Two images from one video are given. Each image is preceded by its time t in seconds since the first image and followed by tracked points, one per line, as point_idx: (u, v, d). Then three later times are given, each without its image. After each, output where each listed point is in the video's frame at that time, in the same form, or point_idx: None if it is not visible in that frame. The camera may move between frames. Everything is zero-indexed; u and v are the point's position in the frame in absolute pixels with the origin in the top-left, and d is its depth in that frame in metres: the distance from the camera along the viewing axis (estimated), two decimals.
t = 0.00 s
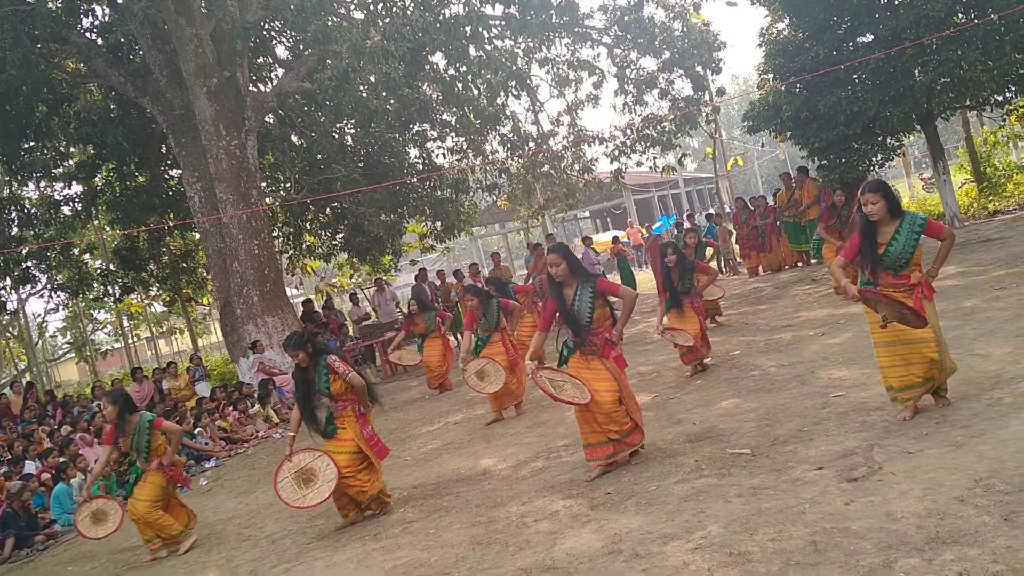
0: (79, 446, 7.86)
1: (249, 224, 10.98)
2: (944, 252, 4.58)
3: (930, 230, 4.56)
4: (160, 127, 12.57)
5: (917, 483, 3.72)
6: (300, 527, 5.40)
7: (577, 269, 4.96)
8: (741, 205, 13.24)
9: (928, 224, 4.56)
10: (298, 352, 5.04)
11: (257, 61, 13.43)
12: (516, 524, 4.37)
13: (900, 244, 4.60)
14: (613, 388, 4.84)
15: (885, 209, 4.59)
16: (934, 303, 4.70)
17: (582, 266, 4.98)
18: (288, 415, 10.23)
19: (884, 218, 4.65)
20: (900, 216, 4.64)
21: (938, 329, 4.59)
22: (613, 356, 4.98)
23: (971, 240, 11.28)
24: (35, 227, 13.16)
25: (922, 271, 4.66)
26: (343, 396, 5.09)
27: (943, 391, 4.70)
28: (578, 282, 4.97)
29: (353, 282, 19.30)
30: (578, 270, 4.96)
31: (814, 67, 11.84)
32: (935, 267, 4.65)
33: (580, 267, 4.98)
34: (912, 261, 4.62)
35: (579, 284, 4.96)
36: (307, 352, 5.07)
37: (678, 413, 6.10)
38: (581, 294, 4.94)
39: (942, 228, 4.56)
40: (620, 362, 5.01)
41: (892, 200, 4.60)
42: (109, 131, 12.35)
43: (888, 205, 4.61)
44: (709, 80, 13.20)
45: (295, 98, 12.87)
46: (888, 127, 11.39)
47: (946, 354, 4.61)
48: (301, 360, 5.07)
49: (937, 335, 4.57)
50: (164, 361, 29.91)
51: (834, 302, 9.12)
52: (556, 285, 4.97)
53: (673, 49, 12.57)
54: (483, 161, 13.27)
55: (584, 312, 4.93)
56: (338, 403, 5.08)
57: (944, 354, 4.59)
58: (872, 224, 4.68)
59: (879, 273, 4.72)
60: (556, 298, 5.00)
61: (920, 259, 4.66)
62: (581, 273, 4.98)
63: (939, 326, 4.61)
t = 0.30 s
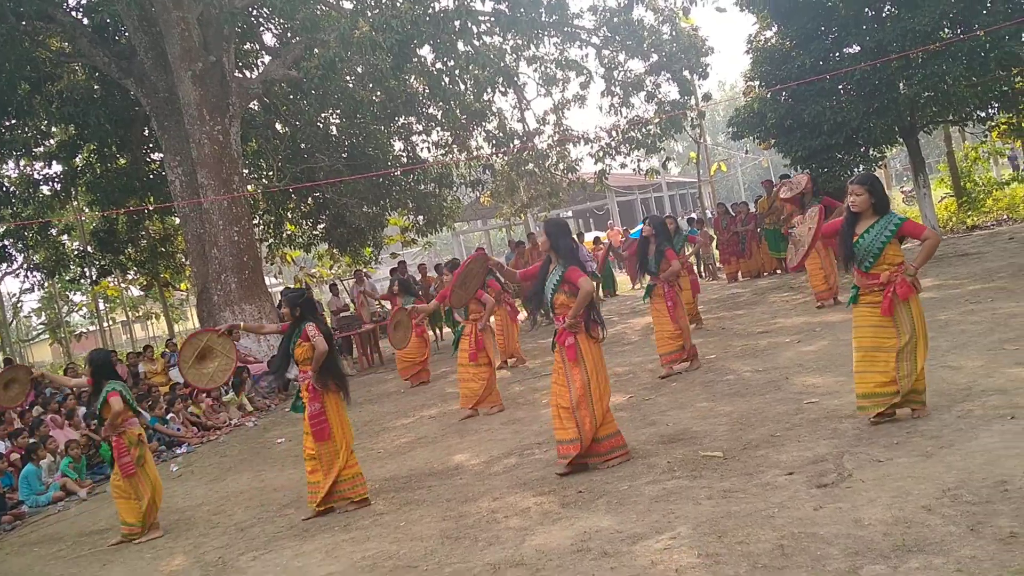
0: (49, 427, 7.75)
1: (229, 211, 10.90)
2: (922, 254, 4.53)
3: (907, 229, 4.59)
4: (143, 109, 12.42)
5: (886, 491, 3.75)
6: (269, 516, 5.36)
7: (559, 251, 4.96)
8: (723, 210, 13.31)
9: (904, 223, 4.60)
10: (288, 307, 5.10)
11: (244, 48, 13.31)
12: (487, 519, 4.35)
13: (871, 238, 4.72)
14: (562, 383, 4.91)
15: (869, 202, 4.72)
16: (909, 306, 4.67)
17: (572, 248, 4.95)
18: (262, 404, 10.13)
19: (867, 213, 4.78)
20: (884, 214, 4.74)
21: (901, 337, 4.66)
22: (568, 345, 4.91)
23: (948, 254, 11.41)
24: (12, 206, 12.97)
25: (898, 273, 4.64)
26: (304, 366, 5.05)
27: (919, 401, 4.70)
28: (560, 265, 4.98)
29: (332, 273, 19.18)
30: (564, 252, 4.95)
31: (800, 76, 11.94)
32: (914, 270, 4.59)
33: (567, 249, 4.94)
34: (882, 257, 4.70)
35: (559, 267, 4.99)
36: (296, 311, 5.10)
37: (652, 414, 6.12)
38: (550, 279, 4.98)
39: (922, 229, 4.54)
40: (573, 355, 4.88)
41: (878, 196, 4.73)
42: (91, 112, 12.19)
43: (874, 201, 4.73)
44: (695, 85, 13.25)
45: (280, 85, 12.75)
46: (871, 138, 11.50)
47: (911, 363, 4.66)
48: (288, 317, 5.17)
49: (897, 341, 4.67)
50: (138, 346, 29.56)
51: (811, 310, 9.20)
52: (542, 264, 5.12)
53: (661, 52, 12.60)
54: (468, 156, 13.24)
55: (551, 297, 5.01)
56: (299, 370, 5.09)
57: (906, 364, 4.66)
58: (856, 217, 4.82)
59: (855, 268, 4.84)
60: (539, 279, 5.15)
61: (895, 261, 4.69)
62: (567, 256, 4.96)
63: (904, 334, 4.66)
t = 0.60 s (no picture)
0: (24, 399, 7.65)
1: (218, 193, 10.83)
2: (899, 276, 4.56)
3: (886, 249, 4.63)
4: (136, 86, 12.32)
5: (857, 507, 3.78)
6: (240, 500, 5.32)
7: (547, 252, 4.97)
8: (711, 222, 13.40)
9: (883, 243, 4.65)
10: (281, 294, 5.02)
11: (242, 31, 13.23)
12: (458, 514, 4.35)
13: (851, 255, 4.83)
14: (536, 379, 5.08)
15: (855, 220, 4.77)
16: (885, 326, 4.72)
17: (560, 248, 4.96)
18: (240, 388, 10.07)
19: (856, 228, 4.84)
20: (872, 232, 4.77)
21: (875, 355, 4.75)
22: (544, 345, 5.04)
23: (932, 278, 11.53)
24: None
25: (876, 292, 4.71)
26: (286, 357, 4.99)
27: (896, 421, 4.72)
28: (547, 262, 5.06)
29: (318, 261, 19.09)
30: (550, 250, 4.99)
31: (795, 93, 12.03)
32: (889, 292, 4.63)
33: (556, 247, 4.97)
34: (860, 275, 4.79)
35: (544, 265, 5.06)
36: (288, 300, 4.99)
37: (629, 419, 6.14)
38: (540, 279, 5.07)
39: (898, 250, 4.55)
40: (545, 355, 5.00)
41: (867, 214, 4.75)
42: (84, 86, 12.18)
43: (862, 217, 4.78)
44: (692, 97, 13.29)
45: (276, 70, 12.69)
46: (862, 159, 11.60)
47: (888, 380, 4.70)
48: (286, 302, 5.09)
49: (871, 359, 4.76)
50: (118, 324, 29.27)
51: (793, 325, 9.27)
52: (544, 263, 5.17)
53: (659, 61, 12.65)
54: (461, 153, 13.23)
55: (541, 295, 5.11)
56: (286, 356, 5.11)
57: (881, 381, 4.72)
58: (847, 232, 4.90)
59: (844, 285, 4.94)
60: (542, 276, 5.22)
61: (876, 279, 4.74)
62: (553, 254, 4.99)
63: (881, 354, 4.72)
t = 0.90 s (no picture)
0: None
1: (208, 172, 10.75)
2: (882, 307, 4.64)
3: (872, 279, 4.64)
4: (132, 59, 12.22)
5: (827, 522, 3.80)
6: (211, 480, 5.28)
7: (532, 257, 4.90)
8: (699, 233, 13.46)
9: (870, 272, 4.65)
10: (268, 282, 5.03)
11: (243, 11, 13.14)
12: (429, 506, 4.34)
13: (836, 284, 4.80)
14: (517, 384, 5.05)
15: (838, 249, 4.75)
16: (870, 353, 4.74)
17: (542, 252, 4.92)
18: (217, 369, 10.02)
19: (838, 257, 4.81)
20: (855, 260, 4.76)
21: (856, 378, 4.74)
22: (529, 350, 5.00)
23: (914, 302, 11.63)
24: None
25: (861, 321, 4.75)
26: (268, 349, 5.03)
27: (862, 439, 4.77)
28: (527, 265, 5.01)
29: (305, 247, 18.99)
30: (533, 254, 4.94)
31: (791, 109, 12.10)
32: (876, 322, 4.70)
33: (539, 250, 4.91)
34: (846, 304, 4.77)
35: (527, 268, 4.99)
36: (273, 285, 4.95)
37: (606, 423, 6.15)
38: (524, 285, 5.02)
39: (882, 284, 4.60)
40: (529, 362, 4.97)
41: (849, 242, 4.72)
42: (80, 56, 12.02)
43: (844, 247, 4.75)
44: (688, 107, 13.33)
45: (274, 53, 12.62)
46: (852, 179, 11.69)
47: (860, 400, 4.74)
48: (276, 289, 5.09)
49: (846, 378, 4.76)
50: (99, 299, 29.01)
51: (774, 340, 9.31)
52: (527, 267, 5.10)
53: (657, 69, 12.69)
54: (455, 148, 13.21)
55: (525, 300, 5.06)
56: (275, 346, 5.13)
57: (854, 401, 4.75)
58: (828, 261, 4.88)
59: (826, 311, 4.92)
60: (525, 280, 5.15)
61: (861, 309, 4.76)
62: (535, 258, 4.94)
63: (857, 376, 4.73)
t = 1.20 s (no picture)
0: None
1: (206, 160, 10.73)
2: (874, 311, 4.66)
3: (852, 293, 4.67)
4: (135, 43, 12.18)
5: (808, 537, 3.82)
6: (195, 467, 5.26)
7: (512, 257, 5.01)
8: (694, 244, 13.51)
9: (849, 288, 4.68)
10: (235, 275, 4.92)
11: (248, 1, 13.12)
12: (412, 504, 4.33)
13: (822, 308, 4.75)
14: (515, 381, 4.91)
15: (810, 280, 4.70)
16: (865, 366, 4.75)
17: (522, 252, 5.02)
18: (206, 357, 9.99)
19: (811, 287, 4.76)
20: (829, 282, 4.75)
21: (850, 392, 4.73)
22: (530, 346, 4.91)
23: (904, 322, 11.68)
24: None
25: (853, 334, 4.74)
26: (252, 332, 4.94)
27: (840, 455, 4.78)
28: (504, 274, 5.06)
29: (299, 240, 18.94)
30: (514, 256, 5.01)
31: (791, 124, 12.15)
32: (869, 331, 4.72)
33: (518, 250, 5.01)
34: (835, 326, 4.76)
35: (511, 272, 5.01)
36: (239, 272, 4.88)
37: (592, 428, 6.16)
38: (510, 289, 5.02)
39: (866, 290, 4.60)
40: (534, 356, 4.89)
41: (817, 271, 4.68)
42: (83, 38, 12.07)
43: (814, 275, 4.71)
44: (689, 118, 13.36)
45: (277, 45, 12.60)
46: (849, 198, 11.76)
47: (858, 416, 4.75)
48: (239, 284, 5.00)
49: (844, 395, 4.72)
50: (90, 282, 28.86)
51: (764, 354, 9.34)
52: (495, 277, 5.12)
53: (660, 79, 12.72)
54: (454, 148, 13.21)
55: (511, 304, 5.03)
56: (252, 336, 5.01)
57: (852, 416, 4.74)
58: (801, 292, 4.81)
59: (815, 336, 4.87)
60: (495, 290, 5.12)
61: (851, 324, 4.75)
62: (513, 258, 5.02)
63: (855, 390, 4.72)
